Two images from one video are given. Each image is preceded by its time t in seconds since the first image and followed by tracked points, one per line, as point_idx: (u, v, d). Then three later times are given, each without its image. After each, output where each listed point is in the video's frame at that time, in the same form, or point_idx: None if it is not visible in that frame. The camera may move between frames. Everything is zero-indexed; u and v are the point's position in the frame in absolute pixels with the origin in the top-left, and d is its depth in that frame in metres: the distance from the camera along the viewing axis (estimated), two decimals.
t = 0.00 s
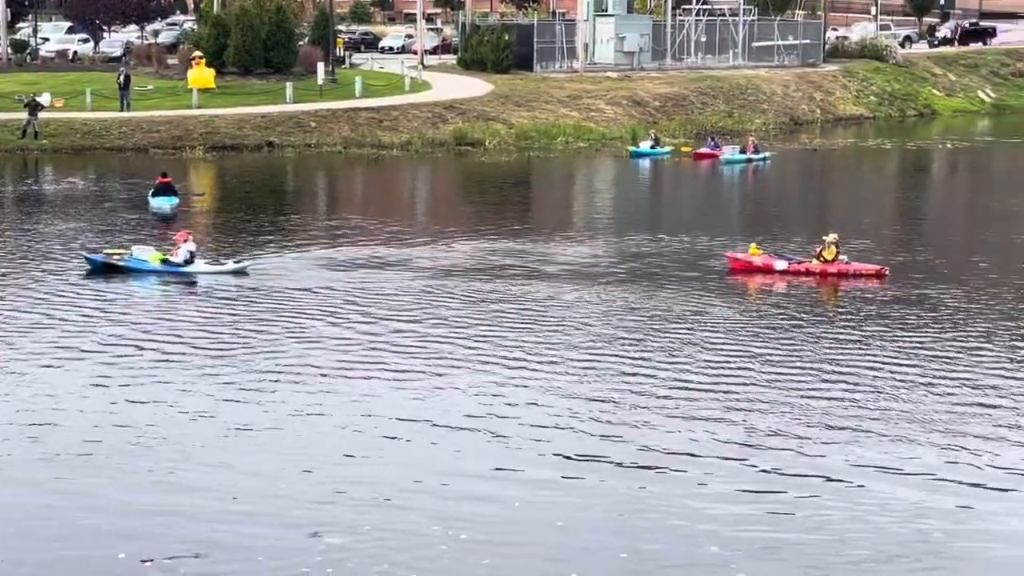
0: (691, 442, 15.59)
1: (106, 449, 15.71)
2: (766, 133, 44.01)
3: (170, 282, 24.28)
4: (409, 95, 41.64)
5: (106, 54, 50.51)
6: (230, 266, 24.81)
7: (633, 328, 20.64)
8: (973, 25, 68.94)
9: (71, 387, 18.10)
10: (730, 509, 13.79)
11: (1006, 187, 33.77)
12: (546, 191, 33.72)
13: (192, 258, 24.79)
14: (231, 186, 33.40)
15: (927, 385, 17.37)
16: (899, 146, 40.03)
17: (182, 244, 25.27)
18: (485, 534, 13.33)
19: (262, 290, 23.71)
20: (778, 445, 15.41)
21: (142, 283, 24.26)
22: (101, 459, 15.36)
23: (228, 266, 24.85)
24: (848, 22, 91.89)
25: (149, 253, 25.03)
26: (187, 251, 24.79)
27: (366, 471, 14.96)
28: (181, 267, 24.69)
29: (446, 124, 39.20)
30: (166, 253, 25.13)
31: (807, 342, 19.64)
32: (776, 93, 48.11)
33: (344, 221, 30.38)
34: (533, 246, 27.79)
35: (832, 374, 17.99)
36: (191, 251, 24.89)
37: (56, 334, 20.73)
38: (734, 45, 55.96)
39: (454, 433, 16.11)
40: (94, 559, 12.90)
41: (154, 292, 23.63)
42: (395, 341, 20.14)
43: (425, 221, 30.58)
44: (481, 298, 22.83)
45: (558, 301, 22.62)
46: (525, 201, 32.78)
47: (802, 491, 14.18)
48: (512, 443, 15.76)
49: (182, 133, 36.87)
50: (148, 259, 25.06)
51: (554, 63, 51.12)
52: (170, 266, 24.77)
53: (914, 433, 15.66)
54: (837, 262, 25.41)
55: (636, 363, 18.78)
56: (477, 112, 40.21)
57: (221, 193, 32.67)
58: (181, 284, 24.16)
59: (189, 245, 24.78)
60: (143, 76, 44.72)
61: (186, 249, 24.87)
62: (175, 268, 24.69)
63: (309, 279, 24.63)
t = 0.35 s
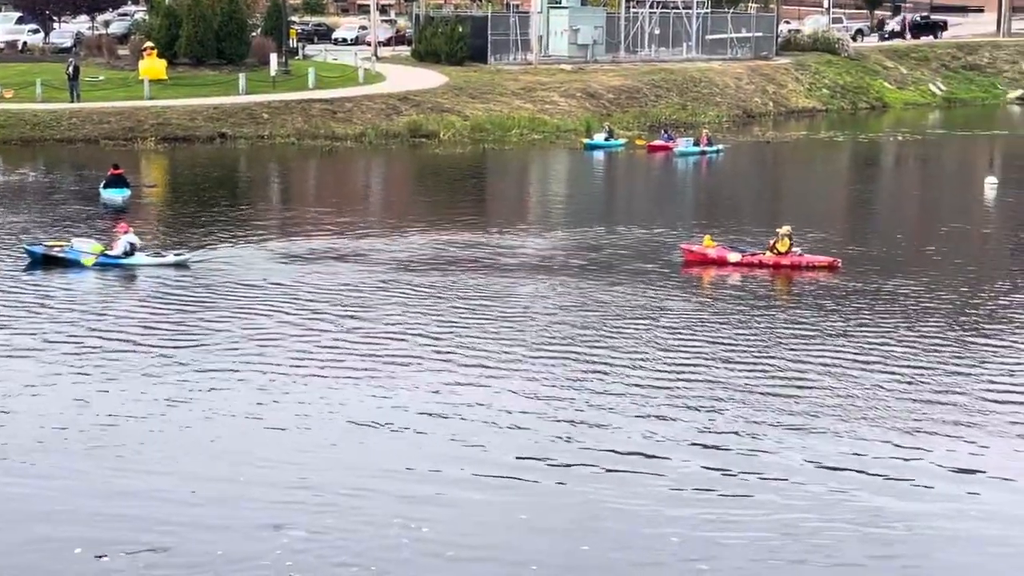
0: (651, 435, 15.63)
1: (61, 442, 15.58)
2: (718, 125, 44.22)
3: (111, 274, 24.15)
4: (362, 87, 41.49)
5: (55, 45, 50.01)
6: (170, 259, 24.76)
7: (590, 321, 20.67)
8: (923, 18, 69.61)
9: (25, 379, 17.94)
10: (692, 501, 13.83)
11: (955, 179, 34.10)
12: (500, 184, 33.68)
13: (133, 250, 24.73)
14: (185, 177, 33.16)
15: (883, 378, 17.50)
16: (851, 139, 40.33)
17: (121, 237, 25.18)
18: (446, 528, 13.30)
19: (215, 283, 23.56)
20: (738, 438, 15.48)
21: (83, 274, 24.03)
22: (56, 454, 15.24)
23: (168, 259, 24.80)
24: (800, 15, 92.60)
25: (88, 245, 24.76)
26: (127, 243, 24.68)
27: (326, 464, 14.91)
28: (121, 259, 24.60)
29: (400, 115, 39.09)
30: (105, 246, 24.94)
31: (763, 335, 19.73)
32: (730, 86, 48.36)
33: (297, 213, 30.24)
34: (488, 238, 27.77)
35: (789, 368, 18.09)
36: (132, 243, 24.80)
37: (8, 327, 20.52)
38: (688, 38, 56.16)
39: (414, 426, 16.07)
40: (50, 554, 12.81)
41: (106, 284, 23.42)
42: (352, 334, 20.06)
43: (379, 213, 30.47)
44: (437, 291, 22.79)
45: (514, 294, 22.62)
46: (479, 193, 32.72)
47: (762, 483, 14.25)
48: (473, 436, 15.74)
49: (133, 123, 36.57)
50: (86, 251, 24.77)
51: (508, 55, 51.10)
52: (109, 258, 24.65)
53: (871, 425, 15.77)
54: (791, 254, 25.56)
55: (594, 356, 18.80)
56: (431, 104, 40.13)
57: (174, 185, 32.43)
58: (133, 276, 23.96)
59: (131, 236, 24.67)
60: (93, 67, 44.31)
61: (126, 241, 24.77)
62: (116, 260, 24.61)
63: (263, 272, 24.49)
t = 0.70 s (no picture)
0: (614, 426, 15.63)
1: (19, 433, 15.44)
2: (673, 117, 44.35)
3: (52, 265, 23.93)
4: (317, 77, 41.29)
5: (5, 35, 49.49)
6: (111, 251, 24.55)
7: (549, 313, 20.65)
8: (875, 11, 70.11)
9: None
10: (654, 493, 13.84)
11: (908, 171, 34.35)
12: (456, 175, 33.61)
13: (74, 240, 24.50)
14: (138, 168, 32.89)
15: (840, 371, 17.57)
16: (805, 130, 40.55)
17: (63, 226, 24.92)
18: (409, 521, 13.25)
19: (170, 274, 23.40)
20: (699, 430, 15.50)
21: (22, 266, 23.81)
22: (15, 444, 15.10)
23: (109, 250, 24.58)
24: (754, 7, 93.07)
25: (30, 236, 24.58)
26: (68, 233, 24.45)
27: (289, 455, 14.81)
28: (61, 250, 24.39)
29: (355, 107, 38.96)
30: (47, 237, 24.74)
31: (721, 327, 19.79)
32: (685, 78, 48.51)
33: (252, 205, 30.07)
34: (446, 229, 27.71)
35: (748, 360, 18.14)
36: (73, 233, 24.58)
37: None
38: (643, 30, 56.22)
39: (377, 417, 15.99)
40: (9, 545, 12.69)
41: (60, 275, 23.20)
42: (310, 326, 19.94)
43: (335, 205, 30.35)
44: (395, 283, 22.71)
45: (472, 286, 22.57)
46: (435, 185, 32.64)
47: (724, 475, 14.28)
48: (437, 427, 15.69)
49: (86, 114, 36.23)
50: (28, 243, 24.58)
51: (464, 47, 51.03)
52: (50, 249, 24.42)
53: (831, 417, 15.83)
54: (746, 245, 25.66)
55: (553, 348, 18.78)
56: (386, 95, 40.01)
57: (127, 176, 32.17)
58: (86, 268, 23.76)
59: (70, 227, 24.43)
60: (44, 57, 43.86)
61: (67, 231, 24.53)
62: (56, 251, 24.38)
63: (217, 263, 24.34)
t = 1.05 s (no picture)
0: (575, 420, 15.67)
1: None
2: (628, 108, 44.48)
3: None
4: (271, 68, 41.09)
5: None
6: (52, 242, 24.32)
7: (506, 307, 20.67)
8: (828, 2, 70.52)
9: None
10: (615, 487, 13.89)
11: (861, 163, 34.61)
12: (410, 167, 33.55)
13: (12, 233, 24.25)
14: (91, 159, 32.63)
15: (798, 364, 17.69)
16: (759, 122, 40.76)
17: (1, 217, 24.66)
18: (369, 516, 13.23)
19: (125, 267, 23.26)
20: (660, 424, 15.57)
21: None
22: None
23: (51, 241, 24.35)
24: None
25: None
26: (6, 225, 24.20)
27: (250, 453, 14.76)
28: None
29: (309, 97, 38.80)
30: None
31: (678, 320, 19.87)
32: (639, 69, 48.64)
33: (206, 196, 29.92)
34: (401, 221, 27.69)
35: (706, 353, 18.28)
36: (11, 226, 24.33)
37: None
38: (598, 21, 56.16)
39: (341, 413, 15.96)
40: None
41: (12, 268, 23.00)
42: (267, 320, 19.86)
43: (290, 196, 30.23)
44: (350, 277, 22.65)
45: (428, 279, 22.55)
46: (390, 176, 32.57)
47: (684, 469, 14.34)
48: (400, 421, 15.73)
49: (37, 105, 35.88)
50: None
51: (419, 37, 50.91)
52: None
53: (788, 411, 15.95)
54: (700, 237, 25.78)
55: (511, 342, 18.78)
56: (341, 86, 39.86)
57: (80, 167, 31.90)
58: (38, 260, 23.57)
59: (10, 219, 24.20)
60: None
61: (6, 223, 24.29)
62: None
63: (171, 255, 24.21)
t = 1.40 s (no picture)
0: (538, 415, 15.67)
1: None
2: (581, 101, 44.57)
3: None
4: (222, 59, 40.83)
5: None
6: None
7: (464, 301, 20.66)
8: None
9: None
10: (577, 481, 13.91)
11: (811, 155, 34.85)
12: (364, 159, 33.43)
13: None
14: (40, 151, 32.32)
15: (756, 359, 17.78)
16: (712, 115, 40.94)
17: None
18: (331, 511, 13.17)
19: (76, 261, 23.06)
20: (621, 419, 15.60)
21: None
22: None
23: None
24: None
25: None
26: None
27: (212, 448, 14.65)
28: None
29: (262, 89, 38.58)
30: None
31: (636, 314, 19.92)
32: (593, 62, 48.74)
33: (157, 188, 29.70)
34: (356, 214, 27.59)
35: (665, 346, 18.36)
36: None
37: None
38: (551, 13, 56.15)
39: (302, 408, 15.88)
40: None
41: None
42: (223, 315, 19.74)
43: (243, 188, 30.06)
44: (307, 271, 22.55)
45: (385, 272, 22.49)
46: (343, 169, 32.44)
47: (646, 463, 14.38)
48: (361, 413, 15.72)
49: None
50: None
51: (371, 29, 50.75)
52: None
53: (747, 406, 16.02)
54: (654, 229, 25.87)
55: (470, 335, 18.79)
56: (293, 78, 39.66)
57: (29, 159, 31.59)
58: None
59: None
60: None
61: None
62: None
63: (123, 249, 24.02)
